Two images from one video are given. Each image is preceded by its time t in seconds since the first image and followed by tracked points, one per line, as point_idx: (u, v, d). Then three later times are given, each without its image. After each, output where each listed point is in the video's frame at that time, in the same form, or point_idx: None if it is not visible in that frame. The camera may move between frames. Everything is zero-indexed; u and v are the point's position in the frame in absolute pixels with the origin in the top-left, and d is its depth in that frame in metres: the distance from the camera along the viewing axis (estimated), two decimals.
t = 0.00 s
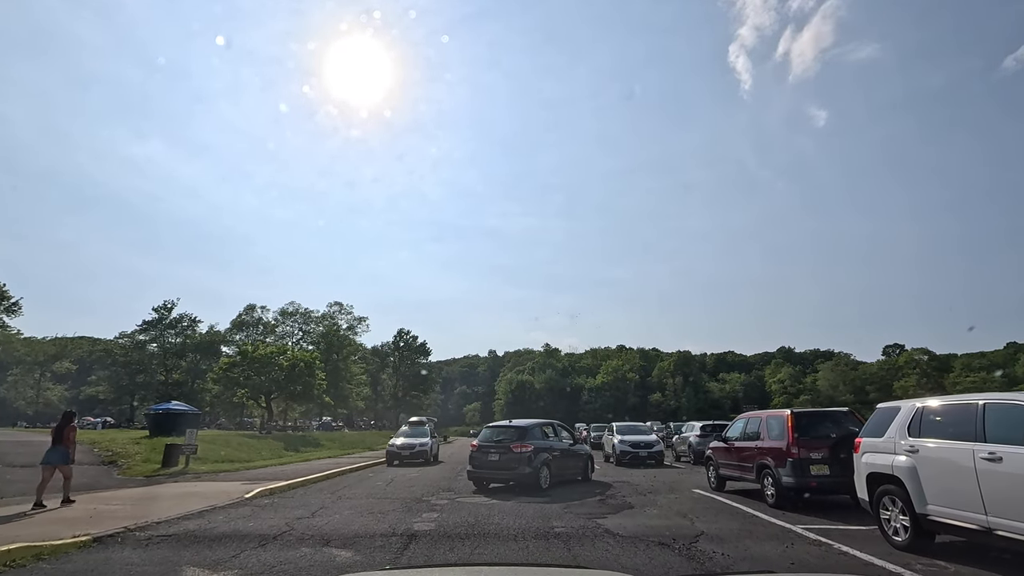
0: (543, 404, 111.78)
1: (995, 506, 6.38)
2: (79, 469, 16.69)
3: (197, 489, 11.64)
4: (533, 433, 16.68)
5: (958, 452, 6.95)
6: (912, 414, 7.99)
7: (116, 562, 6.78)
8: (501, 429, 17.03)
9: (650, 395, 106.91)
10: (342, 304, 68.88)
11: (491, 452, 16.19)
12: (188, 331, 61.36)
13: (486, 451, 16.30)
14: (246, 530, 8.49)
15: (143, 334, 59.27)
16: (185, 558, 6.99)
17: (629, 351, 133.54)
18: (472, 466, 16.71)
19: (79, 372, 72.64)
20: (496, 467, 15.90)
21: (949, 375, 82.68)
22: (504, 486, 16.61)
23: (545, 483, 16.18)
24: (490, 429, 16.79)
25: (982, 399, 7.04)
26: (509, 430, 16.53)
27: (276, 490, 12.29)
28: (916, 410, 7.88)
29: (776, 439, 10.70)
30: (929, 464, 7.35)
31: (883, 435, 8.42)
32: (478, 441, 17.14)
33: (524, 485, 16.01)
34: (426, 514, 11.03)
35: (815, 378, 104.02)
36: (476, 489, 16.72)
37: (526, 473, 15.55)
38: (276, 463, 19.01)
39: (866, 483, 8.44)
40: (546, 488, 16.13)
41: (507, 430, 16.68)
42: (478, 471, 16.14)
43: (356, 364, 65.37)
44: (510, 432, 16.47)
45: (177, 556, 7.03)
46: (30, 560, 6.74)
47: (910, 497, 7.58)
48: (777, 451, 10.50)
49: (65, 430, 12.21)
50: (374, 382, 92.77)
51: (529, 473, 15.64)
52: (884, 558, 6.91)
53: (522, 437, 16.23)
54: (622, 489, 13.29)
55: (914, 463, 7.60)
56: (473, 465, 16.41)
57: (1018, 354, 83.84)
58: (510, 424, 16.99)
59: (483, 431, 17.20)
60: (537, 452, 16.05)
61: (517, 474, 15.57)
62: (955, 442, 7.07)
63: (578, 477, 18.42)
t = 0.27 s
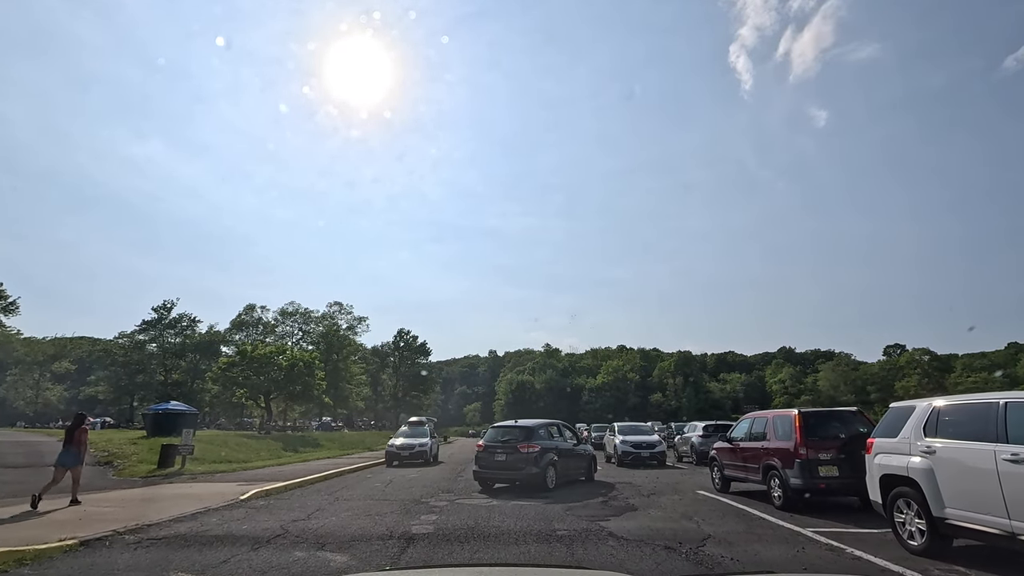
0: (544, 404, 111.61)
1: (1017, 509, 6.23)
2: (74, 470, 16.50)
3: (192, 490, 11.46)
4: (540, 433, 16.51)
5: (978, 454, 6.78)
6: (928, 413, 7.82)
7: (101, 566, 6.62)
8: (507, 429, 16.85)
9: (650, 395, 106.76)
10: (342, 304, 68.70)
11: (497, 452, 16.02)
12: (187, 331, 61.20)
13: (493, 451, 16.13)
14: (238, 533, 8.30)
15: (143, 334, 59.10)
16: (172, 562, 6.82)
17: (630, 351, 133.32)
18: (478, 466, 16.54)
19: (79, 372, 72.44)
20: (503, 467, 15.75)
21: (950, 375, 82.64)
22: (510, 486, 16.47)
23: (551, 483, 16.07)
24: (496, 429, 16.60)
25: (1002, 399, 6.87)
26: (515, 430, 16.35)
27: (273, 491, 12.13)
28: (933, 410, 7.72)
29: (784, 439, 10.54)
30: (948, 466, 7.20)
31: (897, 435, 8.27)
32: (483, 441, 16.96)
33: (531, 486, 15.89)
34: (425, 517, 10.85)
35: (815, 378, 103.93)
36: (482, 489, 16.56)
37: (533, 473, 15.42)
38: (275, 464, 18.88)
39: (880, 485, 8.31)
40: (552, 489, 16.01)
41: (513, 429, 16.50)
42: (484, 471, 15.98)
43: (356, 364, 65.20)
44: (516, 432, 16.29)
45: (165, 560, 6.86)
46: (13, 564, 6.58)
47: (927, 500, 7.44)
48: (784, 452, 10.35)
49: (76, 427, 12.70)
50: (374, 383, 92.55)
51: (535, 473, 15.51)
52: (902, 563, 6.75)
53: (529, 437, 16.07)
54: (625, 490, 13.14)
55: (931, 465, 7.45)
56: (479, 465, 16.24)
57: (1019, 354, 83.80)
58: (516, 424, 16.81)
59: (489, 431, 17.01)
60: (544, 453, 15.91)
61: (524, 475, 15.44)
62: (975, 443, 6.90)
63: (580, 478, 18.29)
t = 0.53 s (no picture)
0: (544, 404, 111.44)
1: None
2: (69, 471, 16.34)
3: (185, 492, 11.29)
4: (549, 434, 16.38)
5: (997, 455, 6.61)
6: (946, 413, 7.65)
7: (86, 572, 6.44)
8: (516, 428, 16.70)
9: (651, 395, 106.59)
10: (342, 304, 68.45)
11: (507, 451, 15.85)
12: (187, 331, 61.08)
13: (502, 451, 15.96)
14: (230, 536, 8.11)
15: (142, 334, 58.97)
16: (161, 567, 6.64)
17: (630, 351, 133.08)
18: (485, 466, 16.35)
19: (78, 372, 72.28)
20: (512, 467, 15.59)
21: (951, 376, 82.54)
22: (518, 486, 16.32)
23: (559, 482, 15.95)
24: (504, 428, 16.44)
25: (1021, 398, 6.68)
26: (524, 430, 16.19)
27: (268, 494, 11.94)
28: (951, 409, 7.55)
29: (791, 439, 10.40)
30: (964, 468, 7.04)
31: (913, 436, 8.11)
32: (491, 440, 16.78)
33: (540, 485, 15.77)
34: (423, 519, 10.64)
35: (816, 378, 103.78)
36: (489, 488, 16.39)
37: (543, 473, 15.29)
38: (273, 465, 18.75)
39: (896, 488, 8.18)
40: (559, 489, 15.89)
41: (522, 429, 16.36)
42: (493, 471, 15.80)
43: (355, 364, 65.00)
44: (526, 432, 16.15)
45: (153, 565, 6.70)
46: None
47: (944, 503, 7.29)
48: (793, 452, 10.19)
49: (82, 428, 13.22)
50: (374, 383, 92.34)
51: (546, 473, 15.37)
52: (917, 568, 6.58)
53: (539, 437, 15.93)
54: (628, 491, 12.97)
55: (948, 466, 7.29)
56: (487, 465, 16.06)
57: (1021, 354, 83.67)
58: (524, 425, 16.65)
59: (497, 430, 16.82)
60: (554, 453, 15.77)
61: (534, 475, 15.30)
62: (993, 444, 6.72)
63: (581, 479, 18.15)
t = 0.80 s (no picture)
0: (544, 405, 111.27)
1: None
2: (62, 472, 16.14)
3: (178, 494, 11.11)
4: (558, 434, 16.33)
5: (1023, 457, 6.41)
6: (965, 413, 7.46)
7: None
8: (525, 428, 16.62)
9: (651, 396, 106.41)
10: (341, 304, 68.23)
11: (519, 451, 15.73)
12: (185, 331, 60.90)
13: (513, 451, 15.82)
14: (220, 540, 7.91)
15: (141, 334, 58.77)
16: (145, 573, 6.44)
17: (630, 351, 132.80)
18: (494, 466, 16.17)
19: (76, 372, 72.02)
20: (524, 467, 15.46)
21: (952, 376, 82.47)
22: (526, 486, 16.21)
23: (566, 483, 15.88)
24: (514, 429, 16.33)
25: None
26: (535, 430, 16.10)
27: (262, 495, 11.71)
28: (971, 409, 7.36)
29: (799, 441, 10.23)
30: (987, 470, 6.84)
31: (931, 437, 7.92)
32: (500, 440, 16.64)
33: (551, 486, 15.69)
34: (421, 522, 10.39)
35: (817, 378, 103.65)
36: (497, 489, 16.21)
37: (556, 473, 15.20)
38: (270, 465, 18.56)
39: (912, 492, 7.98)
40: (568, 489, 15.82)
41: (532, 429, 16.30)
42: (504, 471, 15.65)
43: (355, 365, 64.80)
44: (538, 432, 16.08)
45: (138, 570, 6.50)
46: None
47: (965, 507, 7.09)
48: (801, 454, 10.03)
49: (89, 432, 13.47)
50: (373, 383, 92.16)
51: (558, 473, 15.29)
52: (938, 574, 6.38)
53: (551, 437, 15.86)
54: (630, 492, 12.79)
55: (969, 469, 7.09)
56: (498, 465, 15.90)
57: (1022, 355, 83.61)
58: (533, 425, 16.58)
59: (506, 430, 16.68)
60: (565, 453, 15.72)
61: (547, 475, 15.21)
62: (1018, 445, 6.52)
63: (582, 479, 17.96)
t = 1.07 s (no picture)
0: (544, 405, 111.02)
1: None
2: (55, 473, 15.88)
3: (167, 496, 10.87)
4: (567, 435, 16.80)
5: None
6: (993, 413, 7.24)
7: None
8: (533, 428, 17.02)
9: (651, 396, 106.18)
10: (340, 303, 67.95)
11: (531, 451, 16.11)
12: (184, 331, 60.63)
13: (525, 450, 16.19)
14: (205, 546, 7.66)
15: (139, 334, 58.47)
16: None
17: (630, 351, 132.50)
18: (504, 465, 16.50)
19: (73, 373, 71.66)
20: (537, 466, 15.84)
21: (953, 376, 82.38)
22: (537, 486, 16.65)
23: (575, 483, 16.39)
24: (524, 429, 16.73)
25: None
26: (546, 430, 16.52)
27: (255, 498, 11.48)
28: (999, 409, 7.13)
29: (810, 442, 10.01)
30: (1017, 475, 6.61)
31: (956, 438, 7.69)
32: (510, 440, 16.96)
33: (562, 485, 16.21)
34: (418, 526, 10.12)
35: (817, 378, 103.47)
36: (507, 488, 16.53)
37: (569, 472, 15.67)
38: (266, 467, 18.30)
39: (938, 497, 7.76)
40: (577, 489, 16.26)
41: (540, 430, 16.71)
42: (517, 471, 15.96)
43: (354, 365, 64.56)
44: (547, 432, 16.51)
45: None
46: None
47: (994, 513, 6.87)
48: (812, 455, 9.80)
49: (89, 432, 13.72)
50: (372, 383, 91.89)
51: (570, 473, 15.77)
52: None
53: (562, 437, 16.32)
54: (634, 495, 12.49)
55: (999, 472, 6.87)
56: (509, 464, 16.21)
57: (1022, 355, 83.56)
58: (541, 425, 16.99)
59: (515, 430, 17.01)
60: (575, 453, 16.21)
61: (560, 474, 15.65)
62: None
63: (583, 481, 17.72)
